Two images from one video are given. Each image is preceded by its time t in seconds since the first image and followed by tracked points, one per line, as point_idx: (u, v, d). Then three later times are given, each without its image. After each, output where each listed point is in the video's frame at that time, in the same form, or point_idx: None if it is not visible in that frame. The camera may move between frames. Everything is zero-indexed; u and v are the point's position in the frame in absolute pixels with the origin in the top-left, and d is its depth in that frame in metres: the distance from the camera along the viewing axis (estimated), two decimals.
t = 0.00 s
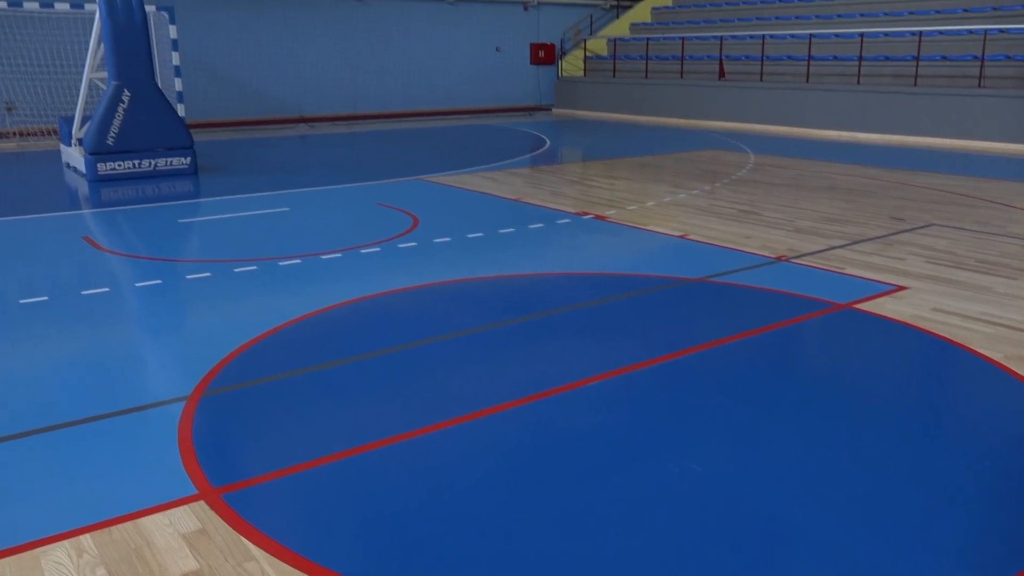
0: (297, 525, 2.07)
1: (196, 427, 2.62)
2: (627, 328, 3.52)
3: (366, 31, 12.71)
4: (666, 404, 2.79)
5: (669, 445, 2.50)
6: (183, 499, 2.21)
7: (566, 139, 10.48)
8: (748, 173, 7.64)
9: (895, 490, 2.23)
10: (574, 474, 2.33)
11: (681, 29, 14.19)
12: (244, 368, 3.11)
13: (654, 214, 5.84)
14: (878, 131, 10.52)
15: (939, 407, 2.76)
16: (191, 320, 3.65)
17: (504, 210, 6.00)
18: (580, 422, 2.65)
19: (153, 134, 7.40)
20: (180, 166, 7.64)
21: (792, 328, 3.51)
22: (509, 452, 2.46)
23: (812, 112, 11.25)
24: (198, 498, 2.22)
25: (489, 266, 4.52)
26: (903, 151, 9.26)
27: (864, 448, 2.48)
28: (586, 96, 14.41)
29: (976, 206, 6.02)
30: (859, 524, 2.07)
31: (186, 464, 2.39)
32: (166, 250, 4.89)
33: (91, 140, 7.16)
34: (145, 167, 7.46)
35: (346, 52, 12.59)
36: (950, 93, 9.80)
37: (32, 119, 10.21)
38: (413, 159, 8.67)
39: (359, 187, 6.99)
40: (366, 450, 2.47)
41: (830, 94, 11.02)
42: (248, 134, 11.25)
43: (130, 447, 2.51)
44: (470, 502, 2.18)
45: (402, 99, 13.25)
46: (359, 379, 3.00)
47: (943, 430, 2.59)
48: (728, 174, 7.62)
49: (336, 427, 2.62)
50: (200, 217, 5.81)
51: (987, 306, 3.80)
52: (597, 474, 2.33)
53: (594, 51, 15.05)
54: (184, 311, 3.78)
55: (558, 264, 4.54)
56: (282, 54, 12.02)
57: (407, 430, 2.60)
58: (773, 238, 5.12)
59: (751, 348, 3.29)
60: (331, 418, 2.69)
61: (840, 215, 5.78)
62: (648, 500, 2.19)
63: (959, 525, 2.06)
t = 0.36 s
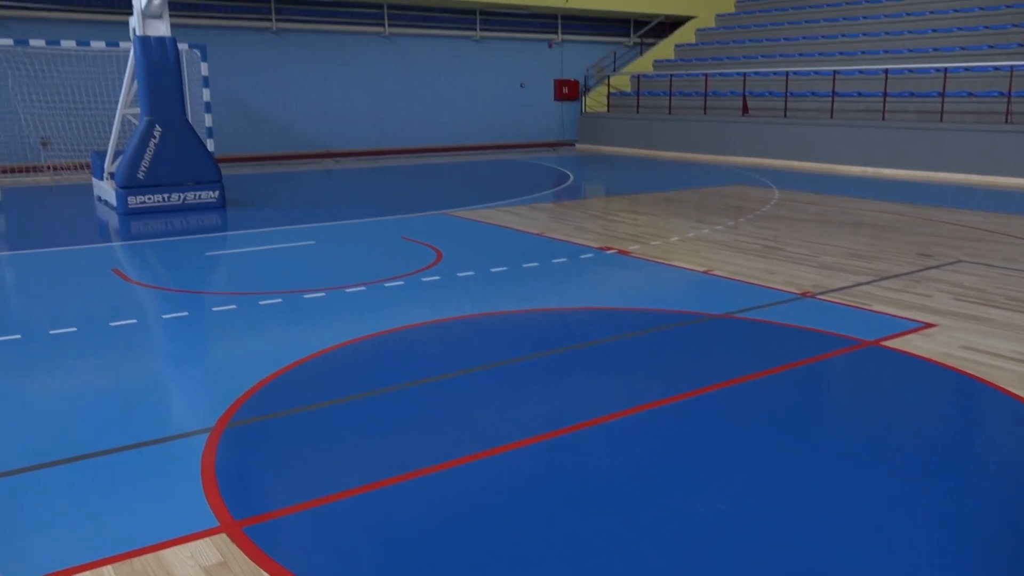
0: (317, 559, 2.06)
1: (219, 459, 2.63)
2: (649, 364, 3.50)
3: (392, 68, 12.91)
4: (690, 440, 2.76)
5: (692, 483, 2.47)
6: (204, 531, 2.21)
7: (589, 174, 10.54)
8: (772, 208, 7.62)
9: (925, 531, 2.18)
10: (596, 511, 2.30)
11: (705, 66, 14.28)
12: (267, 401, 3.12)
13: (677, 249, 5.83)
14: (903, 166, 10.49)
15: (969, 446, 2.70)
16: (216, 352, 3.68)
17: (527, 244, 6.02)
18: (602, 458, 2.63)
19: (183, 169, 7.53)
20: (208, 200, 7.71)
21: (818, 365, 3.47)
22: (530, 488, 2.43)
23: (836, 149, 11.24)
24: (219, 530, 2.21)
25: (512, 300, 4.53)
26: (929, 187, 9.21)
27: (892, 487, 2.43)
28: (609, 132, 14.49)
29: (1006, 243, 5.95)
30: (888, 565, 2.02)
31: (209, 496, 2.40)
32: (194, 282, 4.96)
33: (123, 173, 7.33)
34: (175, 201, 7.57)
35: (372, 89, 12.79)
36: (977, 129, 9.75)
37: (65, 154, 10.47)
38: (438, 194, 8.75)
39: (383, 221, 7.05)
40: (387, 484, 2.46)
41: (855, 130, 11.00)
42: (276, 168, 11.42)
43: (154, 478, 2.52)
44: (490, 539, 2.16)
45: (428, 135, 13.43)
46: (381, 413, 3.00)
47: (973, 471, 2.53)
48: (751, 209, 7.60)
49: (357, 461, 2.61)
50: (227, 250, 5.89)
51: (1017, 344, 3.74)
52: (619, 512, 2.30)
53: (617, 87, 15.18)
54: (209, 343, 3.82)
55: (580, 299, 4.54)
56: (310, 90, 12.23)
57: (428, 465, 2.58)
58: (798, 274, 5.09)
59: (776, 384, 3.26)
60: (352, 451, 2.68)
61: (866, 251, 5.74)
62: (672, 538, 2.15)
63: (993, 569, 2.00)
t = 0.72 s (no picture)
0: None
1: (247, 492, 2.63)
2: (678, 402, 3.46)
3: (423, 105, 13.09)
4: (720, 479, 2.71)
5: (723, 522, 2.42)
6: (231, 564, 2.21)
7: (617, 210, 10.56)
8: (801, 245, 7.58)
9: None
10: (624, 550, 2.26)
11: (733, 103, 14.32)
12: (295, 435, 3.13)
13: (705, 285, 5.81)
14: (935, 203, 10.39)
15: (1008, 490, 2.63)
16: (245, 385, 3.72)
17: (555, 280, 6.03)
18: (630, 497, 2.59)
19: (217, 204, 7.67)
20: (241, 234, 7.84)
21: (850, 404, 3.41)
22: (557, 526, 2.40)
23: (866, 186, 11.16)
24: (245, 564, 2.21)
25: (539, 335, 4.52)
26: (962, 224, 9.12)
27: (929, 531, 2.36)
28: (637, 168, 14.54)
29: None
30: None
31: (235, 529, 2.40)
32: (224, 315, 5.01)
33: (158, 208, 7.42)
34: (208, 236, 7.69)
35: (402, 125, 12.97)
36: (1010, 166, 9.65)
37: (103, 189, 10.70)
38: (466, 229, 8.81)
39: (412, 256, 7.11)
40: (414, 520, 2.44)
41: (885, 166, 10.93)
42: (307, 203, 11.58)
43: (183, 510, 2.53)
44: None
45: (457, 171, 13.58)
46: (408, 448, 2.99)
47: (1012, 514, 2.46)
48: (780, 245, 7.56)
49: (383, 495, 2.61)
50: (258, 283, 5.97)
51: None
52: (648, 552, 2.26)
53: (645, 124, 15.25)
54: (239, 376, 3.85)
55: (608, 335, 4.52)
56: (342, 127, 12.43)
57: (454, 501, 2.57)
58: (828, 311, 5.04)
59: (807, 423, 3.20)
60: (379, 486, 2.67)
61: (898, 288, 5.68)
62: None
63: None
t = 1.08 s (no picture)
0: None
1: (268, 528, 2.62)
2: (702, 440, 3.41)
3: (447, 143, 13.23)
4: (745, 520, 2.66)
5: (749, 564, 2.37)
6: None
7: (641, 247, 10.56)
8: (827, 282, 7.52)
9: None
10: None
11: (756, 140, 14.35)
12: (315, 471, 3.12)
13: (730, 322, 5.77)
14: (963, 240, 10.28)
15: None
16: (268, 420, 3.72)
17: (577, 316, 6.02)
18: (654, 537, 2.55)
19: (243, 240, 7.76)
20: (265, 270, 7.91)
21: (878, 445, 3.35)
22: (580, 566, 2.36)
23: (892, 224, 11.08)
24: None
25: (561, 372, 4.50)
26: (990, 262, 9.01)
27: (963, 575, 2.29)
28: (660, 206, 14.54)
29: None
30: None
31: (255, 565, 2.38)
32: (248, 350, 5.04)
33: (186, 244, 7.53)
34: (234, 271, 7.76)
35: (426, 162, 13.10)
36: None
37: (133, 225, 10.89)
38: (489, 266, 8.84)
39: (434, 292, 7.13)
40: (435, 558, 2.42)
41: (911, 204, 10.85)
42: (332, 239, 11.70)
43: (202, 545, 2.51)
44: None
45: (481, 207, 13.68)
46: (428, 485, 2.97)
47: None
48: (806, 283, 7.50)
49: (403, 533, 2.58)
50: (282, 318, 6.01)
51: None
52: None
53: (668, 161, 15.29)
54: (262, 411, 3.86)
55: (631, 372, 4.50)
56: (367, 164, 12.58)
57: (475, 540, 2.53)
58: (855, 349, 4.97)
59: (834, 463, 3.14)
60: (399, 524, 2.64)
61: (926, 326, 5.60)
62: None
63: None
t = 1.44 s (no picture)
0: None
1: (287, 564, 2.61)
2: (725, 479, 3.36)
3: (467, 179, 13.34)
4: (770, 560, 2.61)
5: None
6: None
7: (661, 282, 10.55)
8: (849, 318, 7.46)
9: None
10: None
11: (776, 176, 14.34)
12: (334, 507, 3.10)
13: (751, 359, 5.73)
14: (987, 276, 10.19)
15: None
16: (287, 455, 3.72)
17: (597, 352, 6.00)
18: None
19: (265, 275, 7.82)
20: (287, 304, 7.94)
21: (905, 484, 3.29)
22: None
23: (915, 259, 10.98)
24: None
25: (581, 408, 4.47)
26: (1016, 298, 8.92)
27: None
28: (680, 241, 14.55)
29: None
30: None
31: None
32: (268, 385, 5.06)
33: (208, 279, 7.62)
34: (255, 306, 7.81)
35: (447, 198, 13.20)
36: None
37: (157, 260, 11.05)
38: (509, 301, 8.85)
39: (454, 327, 7.14)
40: None
41: (934, 240, 10.78)
42: (353, 274, 11.79)
43: None
44: None
45: (500, 242, 13.74)
46: (447, 521, 2.95)
47: None
48: (827, 319, 7.44)
49: (423, 570, 2.55)
50: (303, 353, 6.04)
51: None
52: None
53: (688, 197, 15.29)
54: (281, 446, 3.86)
55: (652, 408, 4.46)
56: (388, 200, 12.70)
57: None
58: (879, 386, 4.91)
59: (860, 503, 3.09)
60: (417, 561, 2.62)
61: (951, 363, 5.54)
62: None
63: None
